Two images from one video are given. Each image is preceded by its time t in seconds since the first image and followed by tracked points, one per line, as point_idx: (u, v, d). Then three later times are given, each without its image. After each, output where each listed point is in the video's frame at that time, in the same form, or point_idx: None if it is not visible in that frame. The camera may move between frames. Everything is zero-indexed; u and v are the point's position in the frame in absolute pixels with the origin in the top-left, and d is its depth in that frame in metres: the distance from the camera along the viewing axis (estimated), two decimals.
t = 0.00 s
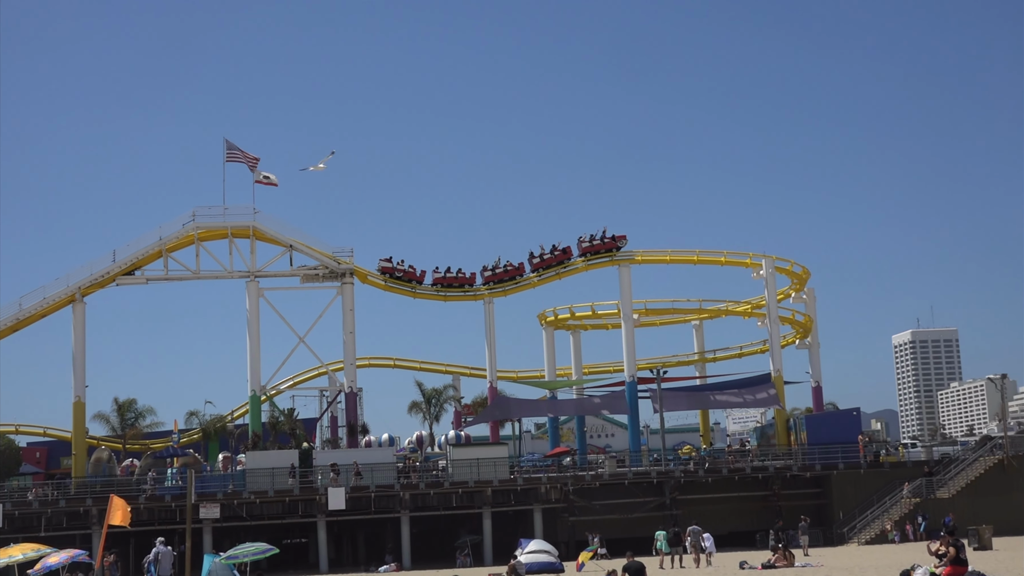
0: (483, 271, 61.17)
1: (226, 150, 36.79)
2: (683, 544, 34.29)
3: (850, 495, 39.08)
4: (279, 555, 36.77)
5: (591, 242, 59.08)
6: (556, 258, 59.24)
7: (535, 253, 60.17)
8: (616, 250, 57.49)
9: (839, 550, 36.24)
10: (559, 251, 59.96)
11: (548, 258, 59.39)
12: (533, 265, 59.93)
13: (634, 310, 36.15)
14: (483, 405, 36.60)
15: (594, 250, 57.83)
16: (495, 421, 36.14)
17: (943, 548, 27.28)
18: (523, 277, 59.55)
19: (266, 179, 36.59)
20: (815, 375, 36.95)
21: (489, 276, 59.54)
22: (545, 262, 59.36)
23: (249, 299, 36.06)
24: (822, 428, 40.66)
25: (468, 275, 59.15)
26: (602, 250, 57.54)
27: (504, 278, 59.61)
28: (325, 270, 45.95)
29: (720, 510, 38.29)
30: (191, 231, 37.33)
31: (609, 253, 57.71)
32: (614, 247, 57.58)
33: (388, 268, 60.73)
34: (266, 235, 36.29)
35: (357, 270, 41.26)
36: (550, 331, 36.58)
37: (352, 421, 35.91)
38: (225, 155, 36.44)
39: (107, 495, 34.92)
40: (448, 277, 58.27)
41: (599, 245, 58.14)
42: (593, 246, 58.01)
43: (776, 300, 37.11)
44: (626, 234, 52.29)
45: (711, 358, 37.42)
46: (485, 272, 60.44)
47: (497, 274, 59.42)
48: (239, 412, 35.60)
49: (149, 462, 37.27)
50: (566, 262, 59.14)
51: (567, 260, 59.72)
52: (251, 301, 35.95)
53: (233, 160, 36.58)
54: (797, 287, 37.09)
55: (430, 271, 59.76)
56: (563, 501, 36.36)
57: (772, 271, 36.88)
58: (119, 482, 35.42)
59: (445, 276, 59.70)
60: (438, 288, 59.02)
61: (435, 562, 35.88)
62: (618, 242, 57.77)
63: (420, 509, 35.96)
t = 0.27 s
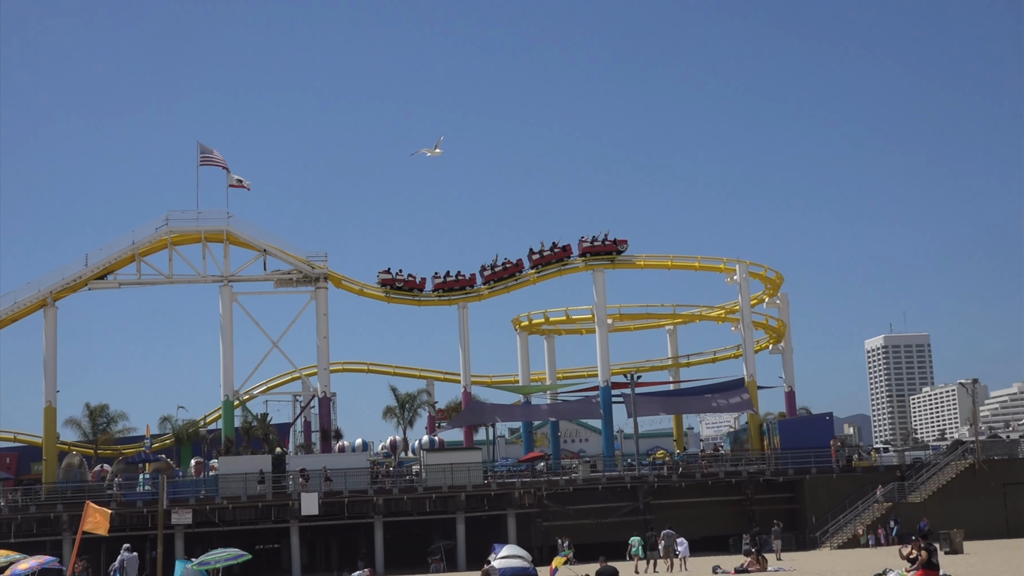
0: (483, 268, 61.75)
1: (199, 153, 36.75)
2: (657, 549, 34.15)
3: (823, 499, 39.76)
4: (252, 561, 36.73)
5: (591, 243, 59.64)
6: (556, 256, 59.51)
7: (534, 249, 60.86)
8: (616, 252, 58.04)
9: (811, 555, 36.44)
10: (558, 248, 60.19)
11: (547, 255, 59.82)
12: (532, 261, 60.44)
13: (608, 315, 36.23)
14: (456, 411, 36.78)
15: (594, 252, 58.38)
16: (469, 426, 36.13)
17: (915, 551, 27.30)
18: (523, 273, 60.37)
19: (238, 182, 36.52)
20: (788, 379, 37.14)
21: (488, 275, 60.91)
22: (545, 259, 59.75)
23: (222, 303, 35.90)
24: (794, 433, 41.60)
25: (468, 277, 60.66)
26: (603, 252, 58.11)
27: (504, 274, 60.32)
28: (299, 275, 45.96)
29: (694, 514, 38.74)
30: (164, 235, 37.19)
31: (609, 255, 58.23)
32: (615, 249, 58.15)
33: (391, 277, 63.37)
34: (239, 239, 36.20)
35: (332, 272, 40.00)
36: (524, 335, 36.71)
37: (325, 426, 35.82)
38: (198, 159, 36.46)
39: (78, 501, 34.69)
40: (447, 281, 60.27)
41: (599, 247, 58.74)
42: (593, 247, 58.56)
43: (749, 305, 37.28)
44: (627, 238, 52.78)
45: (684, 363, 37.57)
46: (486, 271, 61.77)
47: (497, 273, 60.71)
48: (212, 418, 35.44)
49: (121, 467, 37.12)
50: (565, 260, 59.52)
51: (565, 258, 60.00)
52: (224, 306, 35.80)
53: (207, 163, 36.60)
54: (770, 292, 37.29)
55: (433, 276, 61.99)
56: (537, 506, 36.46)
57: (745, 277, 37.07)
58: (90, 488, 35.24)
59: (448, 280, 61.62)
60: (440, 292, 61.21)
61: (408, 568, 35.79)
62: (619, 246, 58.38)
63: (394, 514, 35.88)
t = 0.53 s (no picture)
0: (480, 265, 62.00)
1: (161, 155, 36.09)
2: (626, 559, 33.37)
3: (792, 508, 40.58)
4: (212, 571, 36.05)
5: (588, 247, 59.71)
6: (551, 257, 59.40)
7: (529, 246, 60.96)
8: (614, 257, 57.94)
9: (782, 564, 36.23)
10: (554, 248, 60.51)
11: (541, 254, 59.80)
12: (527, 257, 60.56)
13: (576, 321, 35.87)
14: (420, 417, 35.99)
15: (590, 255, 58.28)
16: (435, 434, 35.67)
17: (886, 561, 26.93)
18: (517, 269, 60.37)
19: (202, 184, 36.12)
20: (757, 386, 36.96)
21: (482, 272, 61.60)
22: (540, 256, 59.82)
23: (185, 307, 35.40)
24: (762, 438, 42.57)
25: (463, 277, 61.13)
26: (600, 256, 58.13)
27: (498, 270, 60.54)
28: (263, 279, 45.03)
29: (659, 522, 39.64)
30: (126, 237, 36.64)
31: (604, 259, 58.15)
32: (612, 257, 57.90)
33: (387, 284, 65.05)
34: (201, 243, 35.65)
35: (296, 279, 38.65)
36: (490, 341, 36.38)
37: (290, 433, 35.25)
38: (160, 160, 36.11)
39: (35, 508, 34.01)
40: (440, 283, 61.25)
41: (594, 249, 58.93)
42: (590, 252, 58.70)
43: (718, 312, 37.00)
44: (621, 245, 52.88)
45: (654, 370, 37.30)
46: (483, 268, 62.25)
47: (492, 268, 60.56)
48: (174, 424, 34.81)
49: (79, 474, 36.49)
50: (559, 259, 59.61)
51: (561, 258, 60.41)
52: (186, 309, 35.35)
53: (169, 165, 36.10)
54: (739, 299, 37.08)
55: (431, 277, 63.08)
56: (502, 514, 36.15)
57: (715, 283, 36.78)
58: (46, 496, 34.49)
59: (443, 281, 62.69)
60: (435, 294, 62.31)
61: None
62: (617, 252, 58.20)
63: (358, 522, 35.41)
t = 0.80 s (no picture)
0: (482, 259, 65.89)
1: (123, 150, 34.83)
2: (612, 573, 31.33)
3: (786, 521, 43.07)
4: None
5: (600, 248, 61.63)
6: (558, 254, 62.79)
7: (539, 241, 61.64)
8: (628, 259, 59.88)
9: None
10: (563, 247, 63.15)
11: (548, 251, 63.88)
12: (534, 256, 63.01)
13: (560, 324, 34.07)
14: (396, 426, 33.44)
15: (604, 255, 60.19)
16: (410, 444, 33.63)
17: None
18: (521, 264, 64.14)
19: (162, 180, 33.91)
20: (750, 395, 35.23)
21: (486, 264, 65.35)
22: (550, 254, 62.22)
23: (146, 307, 33.45)
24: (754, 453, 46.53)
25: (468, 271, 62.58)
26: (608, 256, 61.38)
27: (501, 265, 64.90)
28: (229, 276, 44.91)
29: (651, 539, 42.20)
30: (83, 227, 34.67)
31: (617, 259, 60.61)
32: (620, 257, 62.67)
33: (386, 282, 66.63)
34: (163, 241, 33.66)
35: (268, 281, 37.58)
36: (470, 346, 34.51)
37: (256, 443, 33.31)
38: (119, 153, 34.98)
39: None
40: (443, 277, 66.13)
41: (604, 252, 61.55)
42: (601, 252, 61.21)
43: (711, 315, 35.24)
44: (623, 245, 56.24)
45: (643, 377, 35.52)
46: (484, 261, 67.24)
47: (495, 262, 65.16)
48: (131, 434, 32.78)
49: (31, 485, 35.60)
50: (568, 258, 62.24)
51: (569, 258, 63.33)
52: (147, 311, 33.36)
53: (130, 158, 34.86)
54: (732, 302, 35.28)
55: (430, 273, 66.99)
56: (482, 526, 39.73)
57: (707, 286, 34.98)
58: None
59: (443, 274, 67.43)
60: (435, 289, 67.21)
61: None
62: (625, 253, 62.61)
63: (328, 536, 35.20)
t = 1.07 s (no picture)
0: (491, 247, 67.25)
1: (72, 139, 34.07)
2: None
3: (784, 536, 46.88)
4: None
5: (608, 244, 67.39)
6: (572, 249, 66.85)
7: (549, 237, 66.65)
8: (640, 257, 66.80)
9: None
10: (576, 243, 67.11)
11: (563, 244, 66.53)
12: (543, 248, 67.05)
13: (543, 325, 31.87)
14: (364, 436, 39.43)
15: (617, 252, 66.82)
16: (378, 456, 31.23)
17: None
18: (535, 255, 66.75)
19: (112, 166, 31.75)
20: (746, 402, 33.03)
21: (495, 253, 67.09)
22: (563, 248, 66.73)
23: (93, 298, 30.81)
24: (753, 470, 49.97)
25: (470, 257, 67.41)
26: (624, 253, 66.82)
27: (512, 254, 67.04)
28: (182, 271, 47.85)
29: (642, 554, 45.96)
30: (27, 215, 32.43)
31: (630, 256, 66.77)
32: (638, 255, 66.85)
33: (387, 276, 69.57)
34: (113, 233, 31.16)
35: (220, 277, 37.12)
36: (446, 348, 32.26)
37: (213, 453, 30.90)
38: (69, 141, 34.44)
39: None
40: (450, 264, 67.05)
41: (619, 248, 67.19)
42: (616, 248, 66.65)
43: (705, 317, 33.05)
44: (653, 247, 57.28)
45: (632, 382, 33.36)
46: (490, 248, 67.47)
47: (506, 250, 66.76)
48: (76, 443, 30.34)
49: None
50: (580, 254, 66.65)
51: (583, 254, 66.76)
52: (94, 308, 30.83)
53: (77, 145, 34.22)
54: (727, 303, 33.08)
55: (435, 261, 67.52)
56: (455, 547, 41.98)
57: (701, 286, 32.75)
58: None
59: (446, 263, 67.40)
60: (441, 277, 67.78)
61: None
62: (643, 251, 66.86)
63: (287, 552, 39.67)
